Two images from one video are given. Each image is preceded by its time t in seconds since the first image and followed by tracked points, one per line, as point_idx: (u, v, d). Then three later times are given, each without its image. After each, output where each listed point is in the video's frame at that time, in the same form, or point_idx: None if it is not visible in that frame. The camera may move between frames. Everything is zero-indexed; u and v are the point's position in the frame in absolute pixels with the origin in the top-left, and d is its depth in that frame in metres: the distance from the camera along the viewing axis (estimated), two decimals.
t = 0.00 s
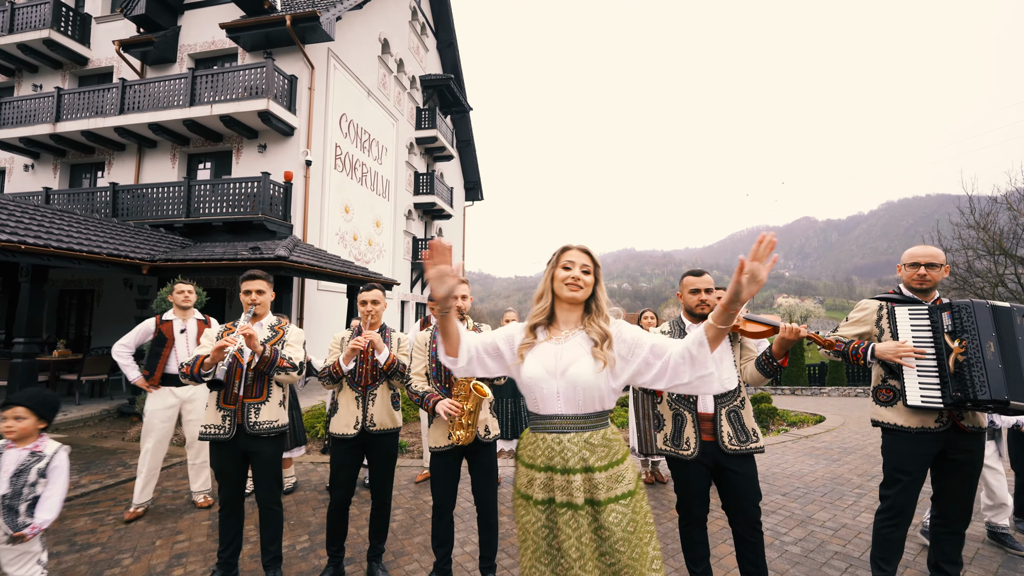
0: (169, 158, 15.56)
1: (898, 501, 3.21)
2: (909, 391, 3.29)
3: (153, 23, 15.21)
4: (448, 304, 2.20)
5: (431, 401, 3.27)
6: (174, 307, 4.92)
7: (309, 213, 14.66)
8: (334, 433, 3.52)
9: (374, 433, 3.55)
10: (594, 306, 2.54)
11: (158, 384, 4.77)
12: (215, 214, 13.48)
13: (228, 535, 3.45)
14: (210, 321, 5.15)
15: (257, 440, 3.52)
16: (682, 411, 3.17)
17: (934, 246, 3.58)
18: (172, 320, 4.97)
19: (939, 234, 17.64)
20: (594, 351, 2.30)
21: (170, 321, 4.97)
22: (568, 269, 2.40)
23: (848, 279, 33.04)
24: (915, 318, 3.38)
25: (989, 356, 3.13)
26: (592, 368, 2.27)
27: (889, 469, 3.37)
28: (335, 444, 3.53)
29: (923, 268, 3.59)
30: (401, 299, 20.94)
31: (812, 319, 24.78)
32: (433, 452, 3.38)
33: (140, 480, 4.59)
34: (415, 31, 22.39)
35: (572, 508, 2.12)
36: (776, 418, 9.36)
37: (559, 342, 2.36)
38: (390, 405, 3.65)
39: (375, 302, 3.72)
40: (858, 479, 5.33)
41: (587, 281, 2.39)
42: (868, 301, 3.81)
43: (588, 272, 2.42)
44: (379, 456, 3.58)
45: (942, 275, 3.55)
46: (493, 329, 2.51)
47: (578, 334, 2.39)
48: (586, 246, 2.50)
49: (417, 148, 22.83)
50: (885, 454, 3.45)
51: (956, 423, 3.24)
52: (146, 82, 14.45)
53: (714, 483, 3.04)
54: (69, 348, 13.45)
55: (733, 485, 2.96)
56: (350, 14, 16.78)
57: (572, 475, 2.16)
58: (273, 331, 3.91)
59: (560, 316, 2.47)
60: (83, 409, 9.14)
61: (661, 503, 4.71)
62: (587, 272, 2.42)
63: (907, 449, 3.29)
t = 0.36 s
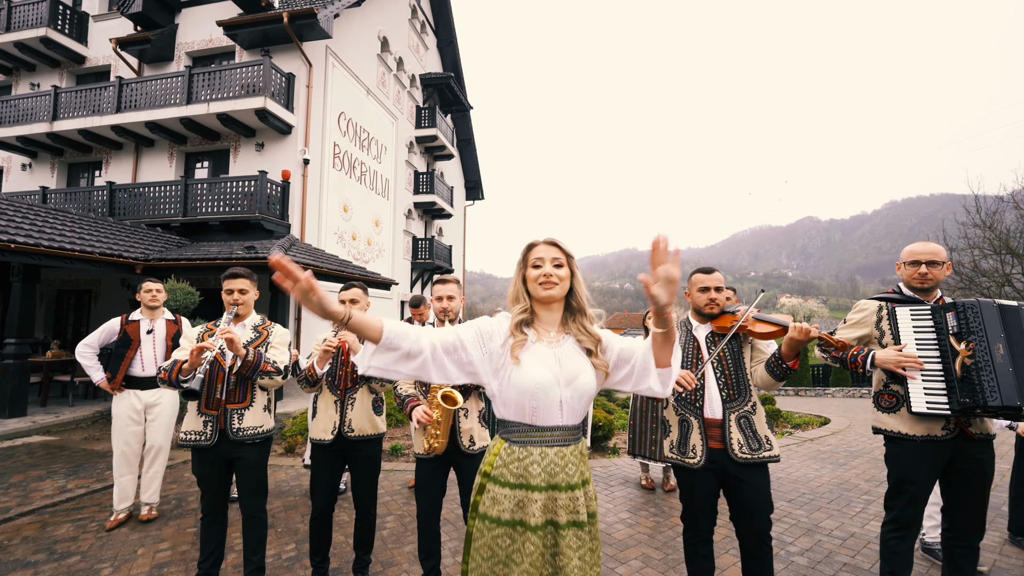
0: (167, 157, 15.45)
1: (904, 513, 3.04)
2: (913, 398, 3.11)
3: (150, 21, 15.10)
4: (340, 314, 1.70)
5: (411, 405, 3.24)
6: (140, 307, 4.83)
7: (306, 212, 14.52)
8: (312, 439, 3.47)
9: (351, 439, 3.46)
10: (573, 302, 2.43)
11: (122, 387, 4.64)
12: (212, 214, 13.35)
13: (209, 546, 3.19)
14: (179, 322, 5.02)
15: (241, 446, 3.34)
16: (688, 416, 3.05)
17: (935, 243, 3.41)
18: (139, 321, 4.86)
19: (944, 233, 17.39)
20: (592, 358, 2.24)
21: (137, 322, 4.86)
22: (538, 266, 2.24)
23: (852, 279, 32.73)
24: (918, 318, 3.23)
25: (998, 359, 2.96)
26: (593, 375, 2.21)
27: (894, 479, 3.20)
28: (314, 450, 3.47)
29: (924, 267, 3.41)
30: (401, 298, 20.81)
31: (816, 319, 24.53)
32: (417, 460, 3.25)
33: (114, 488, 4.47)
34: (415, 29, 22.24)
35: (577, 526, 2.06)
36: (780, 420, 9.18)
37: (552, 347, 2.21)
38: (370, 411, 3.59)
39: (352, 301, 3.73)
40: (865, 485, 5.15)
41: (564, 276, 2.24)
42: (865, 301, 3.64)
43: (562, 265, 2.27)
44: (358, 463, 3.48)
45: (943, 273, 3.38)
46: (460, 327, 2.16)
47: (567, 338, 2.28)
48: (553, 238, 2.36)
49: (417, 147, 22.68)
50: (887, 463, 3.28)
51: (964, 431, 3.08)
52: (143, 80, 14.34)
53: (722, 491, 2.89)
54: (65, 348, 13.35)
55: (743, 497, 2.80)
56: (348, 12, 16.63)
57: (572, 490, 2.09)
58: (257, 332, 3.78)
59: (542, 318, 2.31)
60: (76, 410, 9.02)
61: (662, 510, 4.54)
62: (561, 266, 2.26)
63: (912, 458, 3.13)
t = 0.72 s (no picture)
0: (183, 160, 15.68)
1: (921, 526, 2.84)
2: (934, 406, 2.90)
3: (166, 26, 15.35)
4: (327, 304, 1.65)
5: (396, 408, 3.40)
6: (135, 307, 4.86)
7: (318, 213, 14.58)
8: (302, 441, 3.48)
9: (342, 441, 3.43)
10: (571, 301, 2.31)
11: (117, 388, 4.66)
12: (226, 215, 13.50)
13: (205, 551, 3.11)
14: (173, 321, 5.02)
15: (236, 448, 3.27)
16: (713, 425, 2.89)
17: (952, 237, 3.16)
18: (133, 320, 4.90)
19: (973, 230, 16.75)
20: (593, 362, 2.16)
21: (132, 321, 4.90)
22: (532, 263, 2.10)
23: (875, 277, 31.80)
24: (941, 319, 3.02)
25: None
26: (593, 380, 2.13)
27: (916, 492, 2.99)
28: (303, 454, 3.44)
29: (938, 265, 3.15)
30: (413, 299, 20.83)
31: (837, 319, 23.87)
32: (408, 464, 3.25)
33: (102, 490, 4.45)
34: (426, 30, 22.22)
35: (582, 536, 2.03)
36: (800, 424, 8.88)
37: (554, 351, 2.09)
38: (362, 414, 3.55)
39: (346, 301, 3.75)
40: (891, 493, 4.88)
41: (560, 273, 2.12)
42: (881, 301, 3.39)
43: (557, 261, 2.14)
44: (351, 466, 3.47)
45: (960, 270, 3.13)
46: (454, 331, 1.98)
47: (566, 340, 2.18)
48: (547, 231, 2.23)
49: (428, 147, 22.69)
50: (907, 474, 3.06)
51: (984, 441, 2.84)
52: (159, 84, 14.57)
53: (751, 504, 2.73)
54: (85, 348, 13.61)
55: (775, 510, 2.63)
56: (360, 13, 16.69)
57: (578, 500, 2.05)
58: (255, 332, 3.75)
59: (541, 318, 2.17)
60: (92, 409, 9.14)
61: (674, 518, 4.36)
62: (556, 262, 2.13)
63: (933, 470, 2.90)
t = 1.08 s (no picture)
0: (200, 163, 15.95)
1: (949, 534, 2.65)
2: (967, 412, 2.72)
3: (184, 32, 15.64)
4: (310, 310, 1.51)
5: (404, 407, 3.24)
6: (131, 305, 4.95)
7: (331, 213, 14.68)
8: (307, 442, 3.38)
9: (348, 440, 3.37)
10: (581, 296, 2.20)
11: (111, 386, 4.68)
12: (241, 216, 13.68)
13: (205, 549, 3.08)
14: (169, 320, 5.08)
15: (235, 447, 3.24)
16: (729, 426, 2.77)
17: (979, 231, 2.90)
18: (130, 319, 4.98)
19: (1004, 227, 16.11)
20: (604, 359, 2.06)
21: (128, 320, 4.98)
22: (545, 256, 1.97)
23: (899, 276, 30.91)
24: (970, 318, 2.83)
25: None
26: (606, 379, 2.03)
27: (950, 503, 2.79)
28: (306, 455, 3.38)
29: (964, 262, 2.94)
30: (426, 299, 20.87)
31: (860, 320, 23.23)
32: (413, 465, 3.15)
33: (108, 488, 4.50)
34: (437, 31, 22.29)
35: (596, 545, 1.93)
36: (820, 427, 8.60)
37: (565, 348, 1.98)
38: (368, 411, 3.50)
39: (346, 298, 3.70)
40: (918, 501, 4.65)
41: (575, 266, 2.01)
42: (901, 300, 3.18)
43: (571, 254, 2.02)
44: (355, 466, 3.41)
45: (988, 266, 2.92)
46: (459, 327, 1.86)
47: (577, 336, 2.07)
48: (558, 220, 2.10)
49: (441, 148, 22.72)
50: (936, 482, 2.88)
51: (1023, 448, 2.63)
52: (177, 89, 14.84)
53: (771, 513, 2.58)
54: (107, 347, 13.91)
55: (794, 518, 2.48)
56: (372, 15, 16.78)
57: (591, 508, 1.94)
58: (257, 329, 3.70)
59: (551, 314, 2.07)
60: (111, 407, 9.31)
61: (688, 523, 4.20)
62: (570, 255, 2.01)
63: (968, 479, 2.71)
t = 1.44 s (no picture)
0: (204, 163, 16.01)
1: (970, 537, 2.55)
2: (985, 411, 2.62)
3: (188, 33, 15.72)
4: (348, 272, 1.49)
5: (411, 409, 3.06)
6: (136, 304, 4.95)
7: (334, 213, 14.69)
8: (304, 442, 3.32)
9: (347, 439, 3.34)
10: (588, 289, 2.13)
11: (119, 383, 4.69)
12: (245, 216, 13.72)
13: (200, 548, 3.05)
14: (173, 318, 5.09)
15: (233, 446, 3.21)
16: (731, 426, 2.70)
17: (1000, 227, 2.82)
18: (136, 316, 4.99)
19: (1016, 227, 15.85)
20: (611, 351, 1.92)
21: (134, 317, 4.99)
22: (557, 245, 1.91)
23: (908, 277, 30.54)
24: (987, 315, 2.76)
25: None
26: (613, 370, 1.88)
27: (965, 506, 2.70)
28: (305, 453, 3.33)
29: (984, 259, 2.86)
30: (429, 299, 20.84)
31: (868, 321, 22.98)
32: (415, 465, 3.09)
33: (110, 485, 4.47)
34: (441, 31, 22.27)
35: (594, 555, 1.76)
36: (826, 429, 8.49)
37: (564, 338, 1.90)
38: (366, 409, 3.47)
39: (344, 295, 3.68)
40: (927, 503, 4.55)
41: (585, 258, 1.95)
42: (917, 296, 3.10)
43: (582, 246, 1.97)
44: (354, 466, 3.36)
45: (1007, 264, 2.84)
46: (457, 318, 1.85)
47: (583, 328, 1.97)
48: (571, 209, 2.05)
49: (444, 148, 22.71)
50: (950, 484, 2.79)
51: None
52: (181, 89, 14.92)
53: (771, 515, 2.52)
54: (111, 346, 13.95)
55: (795, 518, 2.42)
56: (375, 15, 16.80)
57: (592, 513, 1.79)
58: (257, 327, 3.66)
59: (554, 307, 2.00)
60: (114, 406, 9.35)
61: (690, 525, 4.13)
62: (581, 246, 1.96)
63: (983, 479, 2.63)
